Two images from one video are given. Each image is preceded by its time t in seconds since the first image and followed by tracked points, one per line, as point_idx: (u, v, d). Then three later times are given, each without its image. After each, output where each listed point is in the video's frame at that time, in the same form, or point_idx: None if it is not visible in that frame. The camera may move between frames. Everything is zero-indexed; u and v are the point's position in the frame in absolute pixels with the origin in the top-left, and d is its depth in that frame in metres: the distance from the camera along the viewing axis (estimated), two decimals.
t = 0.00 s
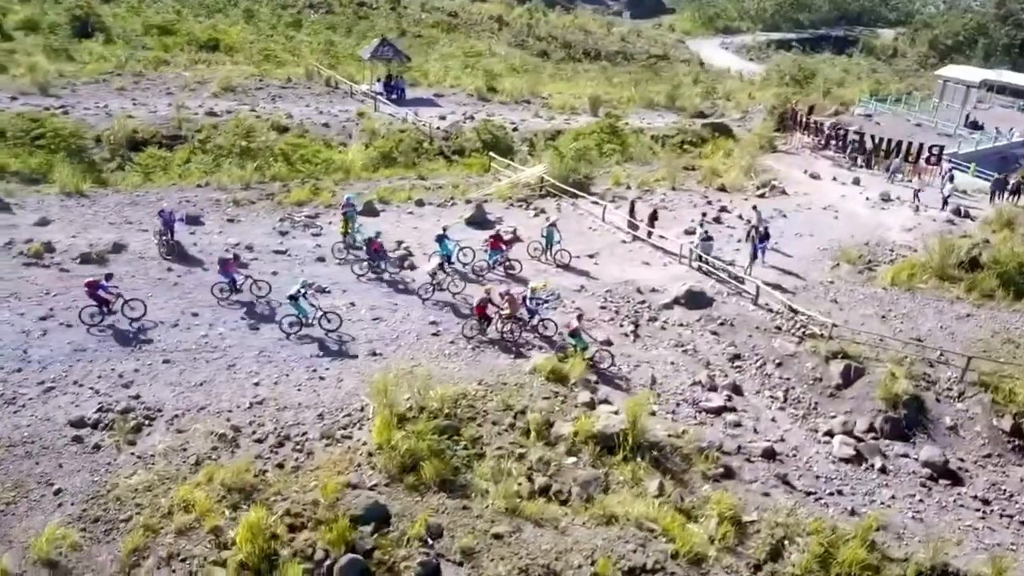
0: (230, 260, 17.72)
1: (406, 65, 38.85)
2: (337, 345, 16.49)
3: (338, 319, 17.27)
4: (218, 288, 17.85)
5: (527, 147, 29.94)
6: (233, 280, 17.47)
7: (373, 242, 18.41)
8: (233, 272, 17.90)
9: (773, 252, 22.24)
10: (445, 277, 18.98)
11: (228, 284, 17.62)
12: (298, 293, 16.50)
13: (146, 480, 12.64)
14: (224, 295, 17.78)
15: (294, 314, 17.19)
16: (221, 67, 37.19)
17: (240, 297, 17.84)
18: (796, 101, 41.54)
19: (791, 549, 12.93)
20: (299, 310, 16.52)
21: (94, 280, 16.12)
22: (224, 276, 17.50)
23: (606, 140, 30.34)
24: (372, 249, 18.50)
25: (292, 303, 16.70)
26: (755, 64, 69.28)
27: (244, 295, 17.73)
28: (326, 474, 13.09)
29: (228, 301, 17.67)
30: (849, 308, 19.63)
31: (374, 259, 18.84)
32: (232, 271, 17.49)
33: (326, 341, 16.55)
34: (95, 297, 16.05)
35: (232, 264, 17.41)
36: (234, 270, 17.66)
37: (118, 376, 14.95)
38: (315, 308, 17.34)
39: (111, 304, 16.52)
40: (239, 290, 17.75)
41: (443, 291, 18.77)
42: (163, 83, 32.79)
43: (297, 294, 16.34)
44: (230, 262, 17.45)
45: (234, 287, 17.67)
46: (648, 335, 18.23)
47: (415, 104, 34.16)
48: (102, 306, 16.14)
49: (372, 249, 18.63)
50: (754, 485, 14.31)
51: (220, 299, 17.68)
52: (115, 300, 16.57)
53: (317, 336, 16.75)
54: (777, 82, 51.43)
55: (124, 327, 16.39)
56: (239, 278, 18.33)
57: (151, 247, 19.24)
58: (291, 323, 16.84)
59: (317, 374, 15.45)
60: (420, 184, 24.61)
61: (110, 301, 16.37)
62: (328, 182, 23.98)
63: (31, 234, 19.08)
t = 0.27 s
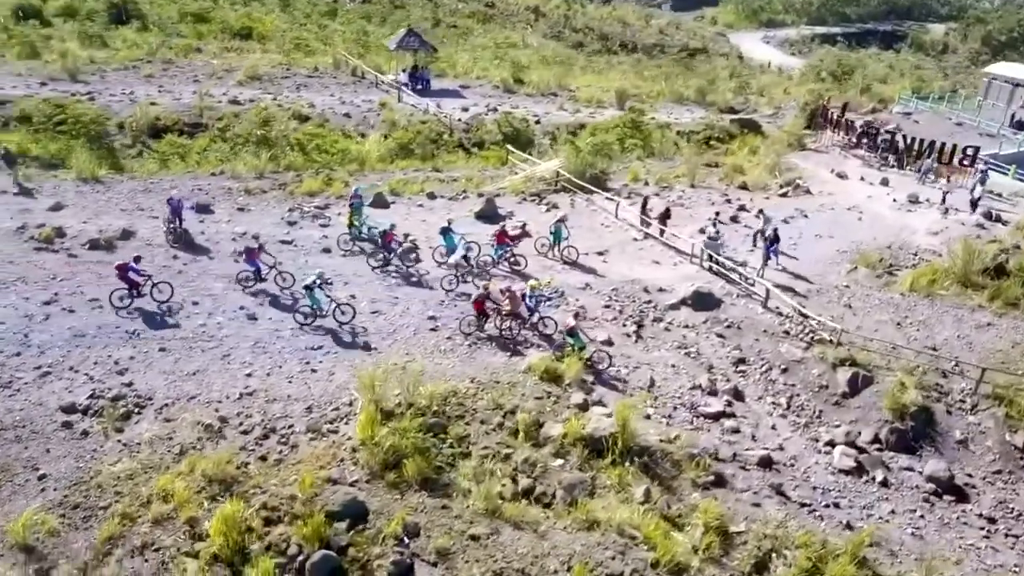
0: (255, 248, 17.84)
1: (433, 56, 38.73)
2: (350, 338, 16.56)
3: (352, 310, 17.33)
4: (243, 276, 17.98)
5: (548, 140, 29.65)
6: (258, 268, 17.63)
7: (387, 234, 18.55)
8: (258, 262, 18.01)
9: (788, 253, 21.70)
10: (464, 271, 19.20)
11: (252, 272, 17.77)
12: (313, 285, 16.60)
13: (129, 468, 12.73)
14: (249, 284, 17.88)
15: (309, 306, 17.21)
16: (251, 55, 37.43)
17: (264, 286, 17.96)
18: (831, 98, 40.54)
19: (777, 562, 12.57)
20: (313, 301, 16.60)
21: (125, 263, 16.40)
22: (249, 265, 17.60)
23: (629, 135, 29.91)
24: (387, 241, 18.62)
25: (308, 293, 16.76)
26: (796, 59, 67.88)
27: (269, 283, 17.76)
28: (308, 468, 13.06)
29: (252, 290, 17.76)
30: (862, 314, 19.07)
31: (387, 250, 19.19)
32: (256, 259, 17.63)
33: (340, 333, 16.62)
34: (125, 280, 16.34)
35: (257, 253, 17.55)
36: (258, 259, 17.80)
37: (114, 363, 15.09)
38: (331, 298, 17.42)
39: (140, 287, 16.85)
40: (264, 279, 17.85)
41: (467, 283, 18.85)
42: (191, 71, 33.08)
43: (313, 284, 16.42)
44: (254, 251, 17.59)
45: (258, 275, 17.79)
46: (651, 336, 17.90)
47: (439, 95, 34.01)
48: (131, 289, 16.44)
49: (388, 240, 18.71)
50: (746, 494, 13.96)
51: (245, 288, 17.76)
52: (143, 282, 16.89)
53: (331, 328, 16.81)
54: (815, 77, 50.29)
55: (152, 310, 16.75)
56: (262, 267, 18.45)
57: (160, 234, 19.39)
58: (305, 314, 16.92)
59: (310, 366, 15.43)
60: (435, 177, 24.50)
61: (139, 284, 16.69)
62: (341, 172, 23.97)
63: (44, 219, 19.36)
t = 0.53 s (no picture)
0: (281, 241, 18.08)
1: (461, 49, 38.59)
2: (362, 330, 16.60)
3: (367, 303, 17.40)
4: (269, 268, 18.20)
5: (568, 135, 29.34)
6: (284, 260, 17.80)
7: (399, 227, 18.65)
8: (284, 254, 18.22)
9: (803, 257, 21.17)
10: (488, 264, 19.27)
11: (278, 264, 17.95)
12: (326, 276, 16.68)
13: (114, 456, 12.84)
14: (275, 275, 18.09)
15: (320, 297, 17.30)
16: (280, 45, 37.67)
17: (290, 277, 18.10)
18: (866, 97, 39.53)
19: None
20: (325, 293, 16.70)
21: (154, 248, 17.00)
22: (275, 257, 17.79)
23: (651, 132, 29.48)
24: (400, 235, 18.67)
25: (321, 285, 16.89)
26: (838, 55, 66.40)
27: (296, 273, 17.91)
28: (290, 463, 13.05)
29: (279, 282, 17.93)
30: (875, 321, 18.52)
31: (399, 242, 19.21)
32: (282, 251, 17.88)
33: (351, 326, 16.67)
34: (154, 264, 16.90)
35: (283, 245, 17.74)
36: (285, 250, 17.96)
37: (111, 351, 15.24)
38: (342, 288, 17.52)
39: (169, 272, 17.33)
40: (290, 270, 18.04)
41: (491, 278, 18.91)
42: (219, 60, 33.38)
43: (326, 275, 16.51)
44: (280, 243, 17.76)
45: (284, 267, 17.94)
46: (653, 338, 17.59)
47: (463, 88, 33.86)
48: (161, 273, 16.95)
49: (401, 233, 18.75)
50: (735, 504, 13.63)
51: (270, 280, 17.95)
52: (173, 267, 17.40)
53: (343, 321, 16.86)
54: (853, 75, 49.11)
55: (181, 294, 17.13)
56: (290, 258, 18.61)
57: (169, 223, 19.55)
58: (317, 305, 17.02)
59: (302, 359, 15.44)
60: (449, 171, 24.39)
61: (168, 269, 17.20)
62: (355, 164, 23.97)
63: (57, 206, 19.66)
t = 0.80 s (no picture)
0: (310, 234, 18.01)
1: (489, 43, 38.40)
2: (373, 323, 16.69)
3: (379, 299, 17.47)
4: (299, 262, 18.23)
5: (591, 131, 29.03)
6: (313, 254, 17.81)
7: (410, 220, 18.66)
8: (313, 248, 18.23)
9: (816, 261, 20.71)
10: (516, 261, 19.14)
11: (308, 258, 17.99)
12: (340, 267, 16.75)
13: (103, 443, 12.99)
14: (305, 268, 18.14)
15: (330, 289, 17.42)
16: (310, 36, 37.86)
17: (319, 271, 18.18)
18: (904, 96, 38.47)
19: None
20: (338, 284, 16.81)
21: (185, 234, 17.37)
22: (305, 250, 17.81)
23: (675, 129, 29.03)
24: (409, 229, 18.63)
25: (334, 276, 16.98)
26: (882, 54, 64.81)
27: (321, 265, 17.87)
28: (274, 455, 13.09)
29: (308, 275, 18.02)
30: (887, 329, 18.01)
31: (409, 237, 19.08)
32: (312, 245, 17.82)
33: (362, 317, 16.80)
34: (184, 249, 17.25)
35: (313, 239, 17.68)
36: (314, 244, 18.01)
37: (111, 337, 15.44)
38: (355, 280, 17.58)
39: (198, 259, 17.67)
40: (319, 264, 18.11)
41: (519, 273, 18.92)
42: (247, 51, 33.65)
43: (340, 266, 16.64)
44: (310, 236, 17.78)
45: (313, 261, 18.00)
46: (655, 340, 17.30)
47: (488, 82, 33.69)
48: (190, 258, 17.24)
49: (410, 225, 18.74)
50: (724, 513, 13.34)
51: (301, 273, 18.05)
52: (202, 253, 17.68)
53: (353, 312, 16.99)
54: (894, 74, 47.86)
55: (209, 280, 17.41)
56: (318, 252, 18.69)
57: (180, 212, 19.75)
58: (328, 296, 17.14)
59: (297, 351, 15.48)
60: (464, 167, 24.27)
61: (197, 255, 17.53)
62: (371, 157, 23.99)
63: (73, 193, 19.98)
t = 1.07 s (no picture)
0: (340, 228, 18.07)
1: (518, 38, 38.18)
2: (384, 316, 16.74)
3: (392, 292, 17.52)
4: (327, 255, 18.35)
5: (613, 128, 28.69)
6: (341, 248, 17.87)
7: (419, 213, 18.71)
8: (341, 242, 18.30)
9: (831, 266, 20.23)
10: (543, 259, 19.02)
11: (337, 251, 18.10)
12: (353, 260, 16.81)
13: (94, 428, 13.18)
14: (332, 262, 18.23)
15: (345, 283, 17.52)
16: (341, 28, 37.95)
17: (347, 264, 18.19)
18: (943, 98, 37.38)
19: None
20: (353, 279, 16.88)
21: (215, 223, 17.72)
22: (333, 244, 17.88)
23: (700, 128, 28.57)
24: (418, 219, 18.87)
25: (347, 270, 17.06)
26: (929, 53, 63.05)
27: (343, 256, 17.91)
28: (261, 446, 13.15)
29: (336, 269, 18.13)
30: (900, 339, 17.51)
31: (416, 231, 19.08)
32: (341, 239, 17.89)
33: (374, 311, 16.84)
34: (213, 237, 17.58)
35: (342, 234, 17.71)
36: (342, 237, 18.08)
37: (113, 324, 15.66)
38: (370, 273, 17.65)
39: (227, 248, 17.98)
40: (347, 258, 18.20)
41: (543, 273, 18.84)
42: (276, 42, 33.85)
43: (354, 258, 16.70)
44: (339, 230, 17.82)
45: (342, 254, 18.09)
46: (657, 342, 17.04)
47: (514, 76, 33.46)
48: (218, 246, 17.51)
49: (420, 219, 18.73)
50: (711, 522, 13.09)
51: (329, 266, 18.16)
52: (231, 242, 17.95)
53: (366, 305, 17.04)
54: (937, 74, 46.52)
55: (237, 269, 17.67)
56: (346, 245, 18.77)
57: (192, 202, 19.96)
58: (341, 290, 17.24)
59: (293, 343, 15.56)
60: (480, 162, 24.15)
61: (226, 243, 17.84)
62: (387, 151, 23.98)
63: (90, 180, 20.30)
